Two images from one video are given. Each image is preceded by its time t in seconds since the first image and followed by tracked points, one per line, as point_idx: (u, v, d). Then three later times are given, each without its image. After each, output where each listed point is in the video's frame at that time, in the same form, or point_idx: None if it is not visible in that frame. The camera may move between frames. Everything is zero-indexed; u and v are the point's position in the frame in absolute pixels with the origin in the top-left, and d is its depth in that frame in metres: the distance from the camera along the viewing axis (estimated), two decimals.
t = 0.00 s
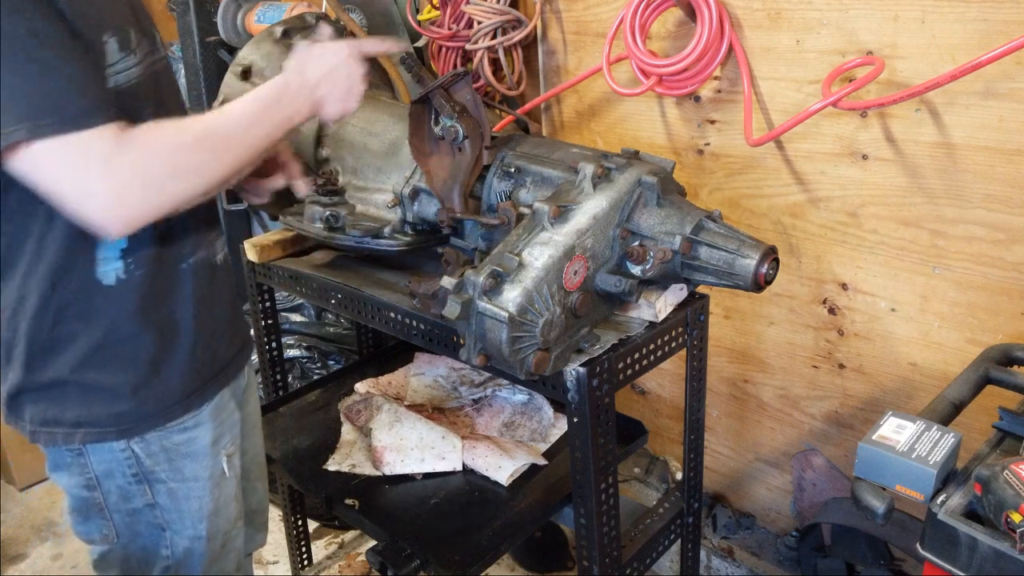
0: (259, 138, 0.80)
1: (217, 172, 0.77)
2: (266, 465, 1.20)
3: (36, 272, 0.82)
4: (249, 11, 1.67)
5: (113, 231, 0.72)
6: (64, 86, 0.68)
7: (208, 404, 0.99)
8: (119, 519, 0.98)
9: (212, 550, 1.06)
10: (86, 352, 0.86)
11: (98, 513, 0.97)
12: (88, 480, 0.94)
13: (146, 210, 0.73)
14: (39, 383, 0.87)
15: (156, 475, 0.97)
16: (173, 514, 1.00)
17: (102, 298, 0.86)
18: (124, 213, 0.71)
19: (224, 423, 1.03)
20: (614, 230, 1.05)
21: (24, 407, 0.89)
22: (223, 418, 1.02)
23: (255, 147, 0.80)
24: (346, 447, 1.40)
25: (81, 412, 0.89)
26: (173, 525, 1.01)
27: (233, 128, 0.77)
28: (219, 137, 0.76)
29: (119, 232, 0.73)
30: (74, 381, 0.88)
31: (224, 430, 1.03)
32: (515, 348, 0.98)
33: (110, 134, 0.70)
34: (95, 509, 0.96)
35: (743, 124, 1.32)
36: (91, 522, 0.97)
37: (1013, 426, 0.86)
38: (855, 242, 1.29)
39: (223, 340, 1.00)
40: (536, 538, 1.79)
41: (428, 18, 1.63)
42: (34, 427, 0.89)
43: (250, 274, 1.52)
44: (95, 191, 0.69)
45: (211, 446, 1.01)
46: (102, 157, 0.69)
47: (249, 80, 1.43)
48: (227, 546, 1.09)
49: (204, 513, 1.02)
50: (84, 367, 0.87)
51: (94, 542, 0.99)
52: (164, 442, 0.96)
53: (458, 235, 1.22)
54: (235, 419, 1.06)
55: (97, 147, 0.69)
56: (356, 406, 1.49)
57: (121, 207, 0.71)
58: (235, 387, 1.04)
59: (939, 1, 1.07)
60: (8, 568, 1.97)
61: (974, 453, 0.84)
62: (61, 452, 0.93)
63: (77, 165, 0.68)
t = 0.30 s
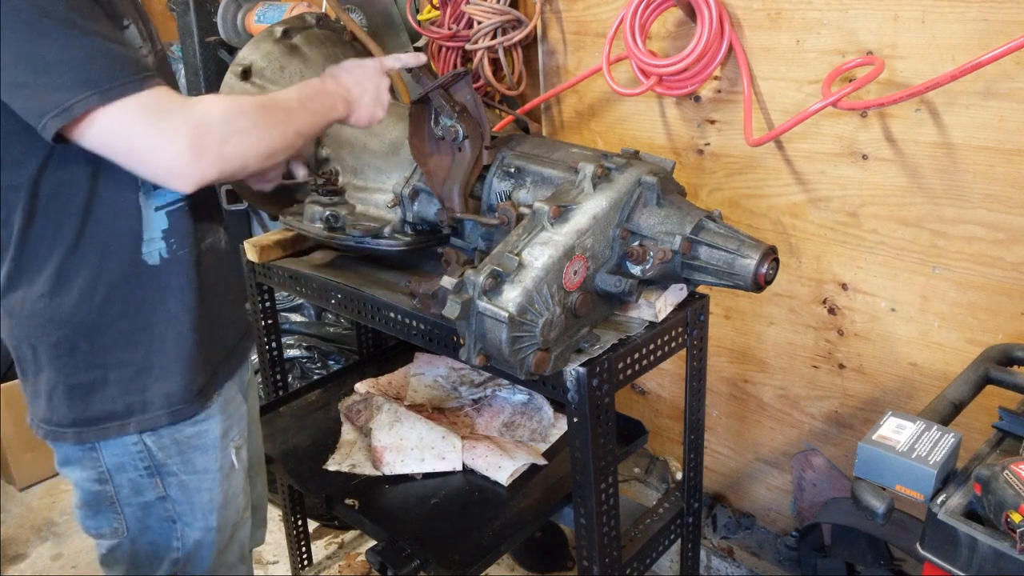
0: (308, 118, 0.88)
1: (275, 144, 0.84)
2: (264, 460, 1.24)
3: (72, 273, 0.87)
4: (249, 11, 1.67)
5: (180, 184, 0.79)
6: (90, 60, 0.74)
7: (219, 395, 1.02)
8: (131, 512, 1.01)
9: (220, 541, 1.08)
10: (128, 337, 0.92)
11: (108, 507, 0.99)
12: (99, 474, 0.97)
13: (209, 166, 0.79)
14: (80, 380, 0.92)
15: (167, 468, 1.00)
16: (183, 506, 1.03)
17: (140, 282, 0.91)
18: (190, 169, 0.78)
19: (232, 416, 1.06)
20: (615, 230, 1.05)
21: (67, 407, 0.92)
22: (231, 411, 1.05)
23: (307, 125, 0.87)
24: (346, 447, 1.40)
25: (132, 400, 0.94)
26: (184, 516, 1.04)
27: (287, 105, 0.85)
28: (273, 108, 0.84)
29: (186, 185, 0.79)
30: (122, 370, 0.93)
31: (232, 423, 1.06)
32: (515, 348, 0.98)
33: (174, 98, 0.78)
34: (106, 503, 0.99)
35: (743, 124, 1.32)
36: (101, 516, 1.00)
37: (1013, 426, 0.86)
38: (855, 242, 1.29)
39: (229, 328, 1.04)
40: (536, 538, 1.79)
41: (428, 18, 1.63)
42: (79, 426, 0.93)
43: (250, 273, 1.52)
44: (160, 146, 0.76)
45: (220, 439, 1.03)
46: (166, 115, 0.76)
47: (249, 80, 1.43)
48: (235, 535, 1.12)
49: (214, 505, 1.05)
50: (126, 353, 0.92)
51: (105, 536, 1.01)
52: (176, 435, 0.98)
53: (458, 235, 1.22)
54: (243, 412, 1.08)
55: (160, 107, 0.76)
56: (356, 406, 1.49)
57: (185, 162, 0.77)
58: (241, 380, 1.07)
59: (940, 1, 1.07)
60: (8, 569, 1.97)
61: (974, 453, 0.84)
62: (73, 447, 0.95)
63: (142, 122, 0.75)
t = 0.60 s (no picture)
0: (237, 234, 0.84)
1: (180, 245, 0.79)
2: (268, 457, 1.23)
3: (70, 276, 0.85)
4: (249, 11, 1.67)
5: (55, 253, 0.74)
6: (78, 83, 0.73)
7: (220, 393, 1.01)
8: (134, 510, 1.01)
9: (224, 539, 1.09)
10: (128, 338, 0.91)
11: (112, 504, 1.00)
12: (102, 472, 0.97)
13: (93, 245, 0.74)
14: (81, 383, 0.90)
15: (170, 466, 1.00)
16: (186, 504, 1.03)
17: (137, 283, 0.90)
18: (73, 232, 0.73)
19: (234, 414, 1.05)
20: (615, 230, 1.05)
21: (70, 408, 0.91)
22: (233, 410, 1.05)
23: (224, 240, 0.83)
24: (346, 447, 1.40)
25: (135, 402, 0.92)
26: (187, 514, 1.04)
27: (217, 216, 0.81)
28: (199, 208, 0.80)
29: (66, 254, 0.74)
30: (124, 373, 0.91)
31: (234, 421, 1.06)
32: (515, 348, 0.98)
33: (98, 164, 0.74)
34: (109, 500, 0.99)
35: (743, 124, 1.32)
36: (105, 513, 1.00)
37: (1013, 426, 0.86)
38: (855, 242, 1.29)
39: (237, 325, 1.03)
40: (536, 538, 1.79)
41: (428, 18, 1.63)
42: (82, 428, 0.92)
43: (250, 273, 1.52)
44: (53, 211, 0.71)
45: (222, 438, 1.03)
46: (81, 182, 0.72)
47: (248, 81, 1.45)
48: (237, 535, 1.12)
49: (216, 503, 1.05)
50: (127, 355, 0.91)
51: (107, 533, 1.02)
52: (179, 433, 0.98)
53: (458, 235, 1.22)
54: (246, 411, 1.08)
55: (79, 172, 0.72)
56: (356, 406, 1.49)
57: (71, 233, 0.73)
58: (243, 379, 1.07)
59: (940, 1, 1.07)
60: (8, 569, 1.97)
61: (973, 454, 0.84)
62: (77, 446, 0.95)
63: (49, 183, 0.71)
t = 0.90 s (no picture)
0: (276, 166, 0.81)
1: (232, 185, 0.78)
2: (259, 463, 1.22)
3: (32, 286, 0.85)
4: (250, 11, 1.67)
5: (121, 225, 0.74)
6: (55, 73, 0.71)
7: (192, 404, 1.00)
8: (106, 517, 1.00)
9: (201, 549, 1.07)
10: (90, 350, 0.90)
11: (85, 511, 0.99)
12: (74, 479, 0.97)
13: (148, 206, 0.74)
14: (45, 391, 0.91)
15: (141, 474, 0.99)
16: (159, 513, 1.02)
17: (106, 293, 0.89)
18: (123, 201, 0.73)
19: (211, 422, 1.03)
20: (615, 230, 1.05)
21: (36, 414, 0.92)
22: (209, 418, 1.03)
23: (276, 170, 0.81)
24: (346, 447, 1.40)
25: (98, 413, 0.92)
26: (160, 524, 1.03)
27: (259, 154, 0.80)
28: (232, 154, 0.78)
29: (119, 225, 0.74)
30: (85, 384, 0.91)
31: (210, 430, 1.03)
32: (515, 348, 0.98)
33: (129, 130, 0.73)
34: (82, 507, 0.99)
35: (743, 125, 1.32)
36: (79, 520, 1.00)
37: (1013, 426, 0.86)
38: (855, 242, 1.29)
39: (211, 335, 1.01)
40: (536, 538, 1.79)
41: (428, 18, 1.63)
42: (47, 434, 0.93)
43: (251, 273, 1.52)
44: (98, 177, 0.71)
45: (196, 446, 1.02)
46: (112, 149, 0.72)
47: (249, 80, 1.43)
48: (218, 547, 1.09)
49: (190, 513, 1.04)
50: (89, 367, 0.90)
51: (83, 539, 1.01)
52: (149, 442, 0.98)
53: (458, 235, 1.22)
54: (224, 417, 1.06)
55: (108, 140, 0.72)
56: (356, 406, 1.49)
57: (116, 202, 0.72)
58: (223, 387, 1.05)
59: (940, 1, 1.07)
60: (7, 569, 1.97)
61: (973, 453, 0.84)
62: (47, 453, 0.96)
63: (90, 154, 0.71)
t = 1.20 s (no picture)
0: (279, 182, 0.89)
1: (233, 202, 0.85)
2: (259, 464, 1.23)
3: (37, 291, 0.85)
4: (250, 11, 1.67)
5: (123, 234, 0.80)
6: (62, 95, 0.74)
7: (191, 406, 1.00)
8: (104, 519, 1.02)
9: (200, 550, 1.09)
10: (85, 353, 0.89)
11: (83, 513, 1.00)
12: (71, 480, 0.98)
13: (152, 219, 0.80)
14: (41, 393, 0.91)
15: (139, 475, 1.00)
16: (157, 515, 1.03)
17: (110, 299, 0.89)
18: (129, 216, 0.79)
19: (210, 422, 1.04)
20: (615, 230, 1.05)
21: (35, 416, 0.93)
22: (208, 419, 1.03)
23: (275, 188, 0.88)
24: (346, 447, 1.40)
25: (94, 417, 0.92)
26: (158, 525, 1.04)
27: (262, 169, 0.87)
28: (234, 167, 0.85)
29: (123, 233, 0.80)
30: (82, 387, 0.91)
31: (209, 430, 1.04)
32: (515, 348, 0.98)
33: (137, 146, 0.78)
34: (80, 509, 1.00)
35: (743, 125, 1.32)
36: (77, 522, 1.01)
37: (1013, 426, 0.86)
38: (855, 242, 1.29)
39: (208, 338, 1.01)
40: (536, 538, 1.79)
41: (428, 18, 1.63)
42: (44, 437, 0.93)
43: (251, 273, 1.52)
44: (103, 192, 0.77)
45: (194, 447, 1.02)
46: (118, 164, 0.77)
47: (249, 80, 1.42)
48: (216, 546, 1.12)
49: (188, 514, 1.05)
50: (84, 370, 0.90)
51: (81, 541, 1.03)
52: (147, 444, 0.98)
53: (458, 234, 1.22)
54: (222, 418, 1.06)
55: (114, 157, 0.77)
56: (356, 406, 1.49)
57: (122, 216, 0.78)
58: (221, 387, 1.06)
59: (939, 1, 1.07)
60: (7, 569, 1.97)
61: (973, 453, 0.84)
62: (45, 455, 0.96)
63: (94, 171, 0.76)
